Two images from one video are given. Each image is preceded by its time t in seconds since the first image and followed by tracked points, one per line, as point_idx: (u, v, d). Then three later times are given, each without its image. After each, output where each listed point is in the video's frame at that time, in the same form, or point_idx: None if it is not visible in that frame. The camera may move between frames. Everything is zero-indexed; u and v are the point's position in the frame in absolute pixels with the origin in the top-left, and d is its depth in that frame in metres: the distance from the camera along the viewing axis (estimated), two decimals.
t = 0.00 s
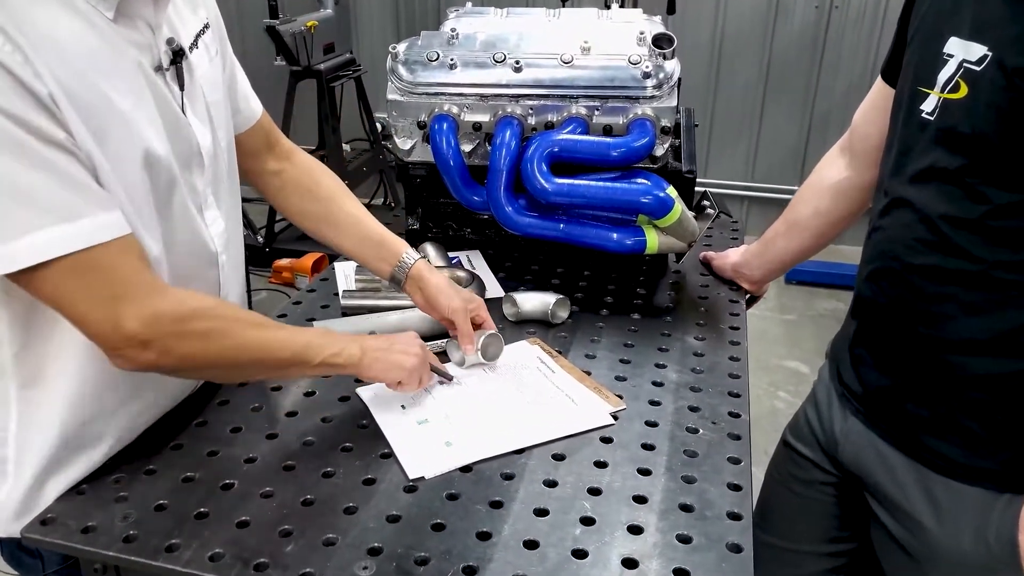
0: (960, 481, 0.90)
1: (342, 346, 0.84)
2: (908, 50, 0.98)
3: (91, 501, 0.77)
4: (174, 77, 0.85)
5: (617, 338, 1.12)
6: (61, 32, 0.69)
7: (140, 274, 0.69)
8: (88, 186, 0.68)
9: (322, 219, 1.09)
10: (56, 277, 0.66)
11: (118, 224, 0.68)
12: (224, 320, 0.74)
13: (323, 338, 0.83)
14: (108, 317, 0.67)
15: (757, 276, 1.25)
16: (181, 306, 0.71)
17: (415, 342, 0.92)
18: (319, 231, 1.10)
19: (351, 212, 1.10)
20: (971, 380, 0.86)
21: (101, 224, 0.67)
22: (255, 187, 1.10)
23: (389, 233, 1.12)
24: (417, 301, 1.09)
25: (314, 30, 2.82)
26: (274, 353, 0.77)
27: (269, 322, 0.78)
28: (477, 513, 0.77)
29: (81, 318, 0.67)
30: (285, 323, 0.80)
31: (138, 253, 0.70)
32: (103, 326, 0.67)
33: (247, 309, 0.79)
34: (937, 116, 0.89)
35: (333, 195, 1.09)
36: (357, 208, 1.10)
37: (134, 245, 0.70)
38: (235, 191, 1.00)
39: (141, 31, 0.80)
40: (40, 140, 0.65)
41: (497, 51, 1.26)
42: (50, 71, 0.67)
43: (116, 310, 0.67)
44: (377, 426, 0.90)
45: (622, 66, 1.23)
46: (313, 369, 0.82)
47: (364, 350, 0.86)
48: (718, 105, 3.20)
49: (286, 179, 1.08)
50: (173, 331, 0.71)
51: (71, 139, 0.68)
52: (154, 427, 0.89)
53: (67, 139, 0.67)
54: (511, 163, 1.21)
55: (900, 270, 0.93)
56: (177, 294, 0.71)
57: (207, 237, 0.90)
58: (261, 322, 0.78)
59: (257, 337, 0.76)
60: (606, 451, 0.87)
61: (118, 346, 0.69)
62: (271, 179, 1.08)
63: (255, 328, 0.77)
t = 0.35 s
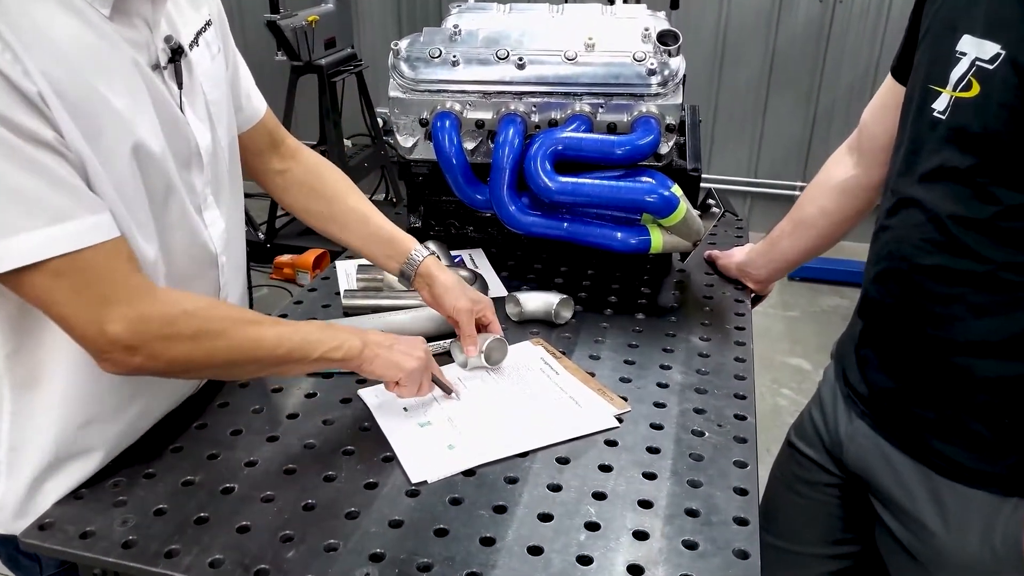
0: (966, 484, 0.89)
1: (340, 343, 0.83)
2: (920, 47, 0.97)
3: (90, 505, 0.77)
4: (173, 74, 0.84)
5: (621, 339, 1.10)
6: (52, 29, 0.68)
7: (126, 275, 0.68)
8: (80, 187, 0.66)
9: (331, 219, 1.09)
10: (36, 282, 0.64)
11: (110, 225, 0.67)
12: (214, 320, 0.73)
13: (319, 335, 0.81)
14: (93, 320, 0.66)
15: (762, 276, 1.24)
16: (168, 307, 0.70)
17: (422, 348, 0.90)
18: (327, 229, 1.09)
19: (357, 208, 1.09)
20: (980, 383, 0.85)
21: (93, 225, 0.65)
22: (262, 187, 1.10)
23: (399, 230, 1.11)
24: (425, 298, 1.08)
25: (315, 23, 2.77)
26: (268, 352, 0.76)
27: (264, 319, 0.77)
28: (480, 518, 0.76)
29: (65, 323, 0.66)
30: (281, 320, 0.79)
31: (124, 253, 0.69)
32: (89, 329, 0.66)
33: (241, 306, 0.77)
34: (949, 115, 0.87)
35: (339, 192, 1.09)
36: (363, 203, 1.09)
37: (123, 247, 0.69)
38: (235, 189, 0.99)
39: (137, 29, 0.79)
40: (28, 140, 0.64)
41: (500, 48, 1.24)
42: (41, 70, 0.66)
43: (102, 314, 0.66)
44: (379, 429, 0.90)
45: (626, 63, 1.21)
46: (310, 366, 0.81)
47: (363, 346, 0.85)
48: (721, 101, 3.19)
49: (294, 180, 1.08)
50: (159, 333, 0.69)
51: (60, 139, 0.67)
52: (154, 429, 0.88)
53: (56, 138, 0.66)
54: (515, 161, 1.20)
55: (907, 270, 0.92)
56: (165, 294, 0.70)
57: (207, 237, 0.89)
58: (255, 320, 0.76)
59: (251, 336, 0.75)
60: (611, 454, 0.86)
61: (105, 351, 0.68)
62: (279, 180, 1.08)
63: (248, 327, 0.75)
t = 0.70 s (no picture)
0: (976, 487, 0.88)
1: (341, 349, 0.82)
2: (928, 44, 0.95)
3: (90, 508, 0.76)
4: (164, 71, 0.83)
5: (626, 338, 1.09)
6: (38, 26, 0.68)
7: (121, 273, 0.67)
8: (73, 184, 0.66)
9: (333, 218, 1.08)
10: (29, 280, 0.64)
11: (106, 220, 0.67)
12: (211, 322, 0.72)
13: (320, 341, 0.81)
14: (88, 318, 0.65)
15: (769, 274, 1.23)
16: (164, 307, 0.69)
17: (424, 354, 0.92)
18: (329, 226, 1.08)
19: (360, 206, 1.08)
20: (990, 385, 0.84)
21: (87, 220, 0.65)
22: (262, 185, 1.09)
23: (403, 227, 1.10)
24: (429, 295, 1.08)
25: (315, 18, 2.76)
26: (265, 356, 0.75)
27: (264, 324, 0.77)
28: (484, 522, 0.75)
29: (59, 321, 0.65)
30: (281, 327, 0.79)
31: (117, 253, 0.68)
32: (83, 327, 0.65)
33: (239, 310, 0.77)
34: (959, 115, 0.86)
35: (342, 190, 1.08)
36: (366, 201, 1.09)
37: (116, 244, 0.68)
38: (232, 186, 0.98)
39: (127, 26, 0.79)
40: (16, 137, 0.63)
41: (504, 43, 1.23)
42: (27, 68, 0.65)
43: (98, 312, 0.65)
44: (382, 430, 0.89)
45: (631, 58, 1.20)
46: (309, 372, 0.80)
47: (364, 353, 0.85)
48: (724, 95, 3.16)
49: (295, 176, 1.07)
50: (155, 333, 0.69)
51: (48, 135, 0.66)
52: (156, 429, 0.87)
53: (45, 135, 0.66)
54: (518, 158, 1.19)
55: (916, 271, 0.91)
56: (162, 295, 0.70)
57: (204, 238, 0.88)
58: (254, 325, 0.76)
59: (248, 339, 0.74)
60: (617, 456, 0.85)
61: (100, 350, 0.67)
62: (279, 177, 1.07)
63: (246, 330, 0.74)
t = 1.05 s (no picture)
0: (982, 488, 0.87)
1: (342, 351, 0.81)
2: (936, 38, 0.94)
3: (91, 509, 0.75)
4: (164, 67, 0.82)
5: (630, 336, 1.08)
6: (38, 26, 0.67)
7: (118, 275, 0.67)
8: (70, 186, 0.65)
9: (338, 211, 1.07)
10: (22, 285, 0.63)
11: (103, 224, 0.66)
12: (207, 326, 0.71)
13: (320, 343, 0.79)
14: (81, 325, 0.65)
15: (774, 270, 1.22)
16: (159, 312, 0.68)
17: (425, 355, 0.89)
18: (332, 221, 1.07)
19: (365, 201, 1.07)
20: (997, 385, 0.83)
21: (83, 224, 0.64)
22: (265, 177, 1.08)
23: (407, 222, 1.09)
24: (433, 293, 1.07)
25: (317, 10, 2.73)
26: (263, 361, 0.74)
27: (263, 327, 0.75)
28: (489, 523, 0.75)
29: (54, 327, 0.65)
30: (282, 328, 0.77)
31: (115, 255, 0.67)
32: (77, 333, 0.65)
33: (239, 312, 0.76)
34: (967, 111, 0.85)
35: (346, 184, 1.07)
36: (371, 196, 1.08)
37: (114, 246, 0.67)
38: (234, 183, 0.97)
39: (126, 21, 0.78)
40: (14, 139, 0.62)
41: (507, 38, 1.22)
42: (25, 69, 0.65)
43: (91, 316, 0.65)
44: (384, 430, 0.88)
45: (636, 53, 1.19)
46: (309, 375, 0.79)
47: (366, 354, 0.83)
48: (727, 88, 3.14)
49: (299, 169, 1.06)
50: (149, 338, 0.68)
51: (46, 137, 0.65)
52: (158, 428, 0.86)
53: (41, 136, 0.65)
54: (522, 153, 1.18)
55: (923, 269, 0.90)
56: (160, 298, 0.69)
57: (206, 235, 0.87)
58: (253, 329, 0.74)
59: (246, 344, 0.73)
60: (622, 456, 0.84)
61: (95, 354, 0.67)
62: (283, 169, 1.06)
63: (243, 334, 0.73)
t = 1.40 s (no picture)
0: (986, 487, 0.86)
1: (295, 400, 0.77)
2: (945, 29, 0.92)
3: (92, 508, 0.74)
4: (169, 65, 0.81)
5: (634, 332, 1.08)
6: (39, 27, 0.67)
7: (66, 306, 0.66)
8: (35, 209, 0.64)
9: (357, 207, 1.07)
10: None
11: (58, 254, 0.65)
12: (152, 364, 0.69)
13: (272, 390, 0.76)
14: (19, 351, 0.64)
15: (779, 266, 1.20)
16: (101, 348, 0.67)
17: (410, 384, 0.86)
18: (351, 217, 1.08)
19: (385, 198, 1.07)
20: (1002, 383, 0.82)
21: (40, 250, 0.63)
22: (281, 172, 1.08)
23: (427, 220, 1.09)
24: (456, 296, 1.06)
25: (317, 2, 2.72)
26: (205, 405, 0.72)
27: (213, 370, 0.72)
28: (493, 522, 0.74)
29: None
30: (233, 371, 0.74)
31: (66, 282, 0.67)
32: (16, 357, 0.64)
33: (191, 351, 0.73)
34: (974, 104, 0.84)
35: (366, 180, 1.07)
36: (391, 192, 1.08)
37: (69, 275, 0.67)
38: (240, 181, 0.97)
39: (132, 19, 0.77)
40: None
41: (510, 30, 1.20)
42: (18, 71, 0.65)
43: (29, 344, 0.64)
44: (387, 428, 0.87)
45: (640, 45, 1.17)
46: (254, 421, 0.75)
47: (323, 399, 0.79)
48: (730, 81, 3.12)
49: (317, 164, 1.06)
50: (85, 373, 0.66)
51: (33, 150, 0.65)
52: (167, 426, 0.86)
53: (21, 149, 0.63)
54: (525, 147, 1.16)
55: (928, 264, 0.88)
56: (108, 332, 0.67)
57: (206, 237, 0.86)
58: (201, 373, 0.72)
59: (190, 388, 0.71)
60: (627, 455, 0.84)
61: (30, 381, 0.66)
62: (299, 164, 1.06)
63: (188, 377, 0.71)
